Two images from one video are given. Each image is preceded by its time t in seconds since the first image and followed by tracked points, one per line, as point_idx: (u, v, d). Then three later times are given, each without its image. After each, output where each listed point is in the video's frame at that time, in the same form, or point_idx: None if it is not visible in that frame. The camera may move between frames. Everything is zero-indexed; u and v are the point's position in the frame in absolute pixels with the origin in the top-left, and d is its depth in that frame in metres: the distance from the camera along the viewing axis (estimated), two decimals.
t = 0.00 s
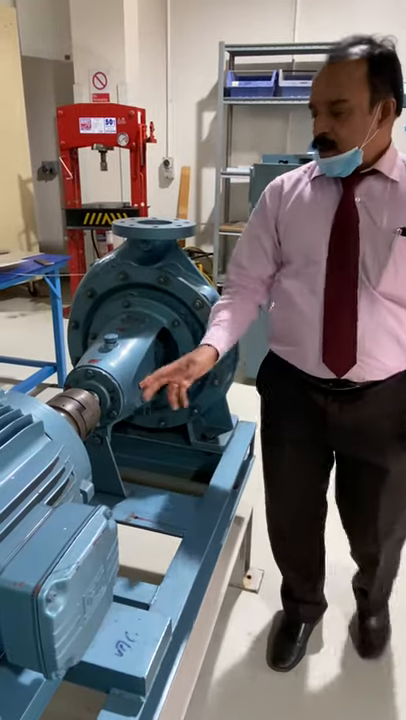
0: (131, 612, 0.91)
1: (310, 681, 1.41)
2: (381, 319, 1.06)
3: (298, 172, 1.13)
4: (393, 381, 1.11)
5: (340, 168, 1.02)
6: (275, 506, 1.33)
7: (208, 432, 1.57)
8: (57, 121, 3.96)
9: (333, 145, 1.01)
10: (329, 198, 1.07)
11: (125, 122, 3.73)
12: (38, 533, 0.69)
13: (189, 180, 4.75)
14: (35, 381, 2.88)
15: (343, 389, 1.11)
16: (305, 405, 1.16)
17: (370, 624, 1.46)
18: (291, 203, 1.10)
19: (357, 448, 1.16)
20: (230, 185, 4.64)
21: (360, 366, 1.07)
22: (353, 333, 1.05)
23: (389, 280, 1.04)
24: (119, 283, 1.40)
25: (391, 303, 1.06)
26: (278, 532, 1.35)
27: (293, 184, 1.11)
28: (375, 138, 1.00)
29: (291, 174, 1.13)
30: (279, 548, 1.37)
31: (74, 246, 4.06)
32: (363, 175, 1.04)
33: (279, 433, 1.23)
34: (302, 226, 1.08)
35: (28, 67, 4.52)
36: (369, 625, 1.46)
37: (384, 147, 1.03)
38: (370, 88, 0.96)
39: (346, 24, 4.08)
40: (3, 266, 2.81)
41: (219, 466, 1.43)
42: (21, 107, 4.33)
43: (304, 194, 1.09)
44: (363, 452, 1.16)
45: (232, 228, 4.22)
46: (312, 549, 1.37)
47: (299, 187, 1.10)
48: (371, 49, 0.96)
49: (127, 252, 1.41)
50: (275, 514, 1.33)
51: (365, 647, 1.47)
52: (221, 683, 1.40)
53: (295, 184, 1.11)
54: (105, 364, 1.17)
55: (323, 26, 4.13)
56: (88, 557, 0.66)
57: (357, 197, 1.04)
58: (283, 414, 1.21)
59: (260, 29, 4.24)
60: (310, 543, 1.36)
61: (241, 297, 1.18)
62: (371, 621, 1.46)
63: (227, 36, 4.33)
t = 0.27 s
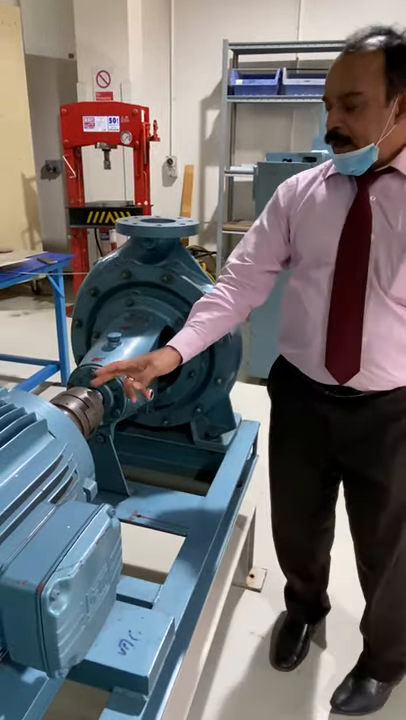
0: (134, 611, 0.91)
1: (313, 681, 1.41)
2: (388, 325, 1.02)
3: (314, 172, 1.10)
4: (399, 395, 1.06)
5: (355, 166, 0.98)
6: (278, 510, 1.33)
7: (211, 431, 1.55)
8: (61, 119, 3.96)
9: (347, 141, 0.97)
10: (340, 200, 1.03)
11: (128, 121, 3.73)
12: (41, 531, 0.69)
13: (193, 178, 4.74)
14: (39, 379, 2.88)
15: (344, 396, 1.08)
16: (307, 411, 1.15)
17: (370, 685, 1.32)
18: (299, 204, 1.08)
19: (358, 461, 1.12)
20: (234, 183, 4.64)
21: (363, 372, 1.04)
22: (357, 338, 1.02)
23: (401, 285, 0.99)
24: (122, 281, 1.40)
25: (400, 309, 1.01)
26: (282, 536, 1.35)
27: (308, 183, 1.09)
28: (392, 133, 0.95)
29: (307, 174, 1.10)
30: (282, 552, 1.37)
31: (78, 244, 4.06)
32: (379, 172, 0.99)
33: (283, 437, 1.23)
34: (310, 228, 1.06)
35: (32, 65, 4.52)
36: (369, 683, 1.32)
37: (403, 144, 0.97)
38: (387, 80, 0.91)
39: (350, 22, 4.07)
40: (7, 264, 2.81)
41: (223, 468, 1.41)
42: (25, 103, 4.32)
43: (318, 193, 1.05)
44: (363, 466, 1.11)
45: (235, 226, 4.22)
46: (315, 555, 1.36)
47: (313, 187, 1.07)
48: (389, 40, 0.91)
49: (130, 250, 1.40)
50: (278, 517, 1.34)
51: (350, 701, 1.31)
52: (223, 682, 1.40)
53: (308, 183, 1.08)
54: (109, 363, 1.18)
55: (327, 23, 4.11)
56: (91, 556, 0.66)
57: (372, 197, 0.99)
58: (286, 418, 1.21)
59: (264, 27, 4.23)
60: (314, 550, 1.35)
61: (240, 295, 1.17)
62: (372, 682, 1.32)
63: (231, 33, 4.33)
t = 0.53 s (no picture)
0: (137, 609, 0.91)
1: (316, 680, 1.41)
2: (394, 332, 1.00)
3: (344, 172, 1.08)
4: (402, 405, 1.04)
5: (376, 164, 0.96)
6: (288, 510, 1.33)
7: (214, 429, 1.56)
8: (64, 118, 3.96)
9: (368, 138, 0.95)
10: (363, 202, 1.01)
11: (132, 119, 3.73)
12: (45, 530, 0.69)
13: (196, 177, 4.74)
14: (42, 378, 2.89)
15: (350, 402, 1.08)
16: (316, 414, 1.15)
17: (371, 689, 1.32)
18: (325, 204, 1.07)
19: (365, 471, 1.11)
20: (237, 182, 4.63)
21: (366, 378, 1.03)
22: (360, 342, 1.01)
23: None
24: (125, 280, 1.40)
25: None
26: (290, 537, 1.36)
27: (335, 184, 1.07)
28: None
29: (336, 174, 1.08)
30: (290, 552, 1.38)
31: (81, 243, 4.07)
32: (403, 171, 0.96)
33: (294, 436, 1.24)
34: (331, 227, 1.05)
35: (36, 64, 4.52)
36: (369, 686, 1.32)
37: None
38: None
39: (354, 20, 4.05)
40: (10, 263, 2.82)
41: (225, 467, 1.41)
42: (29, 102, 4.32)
43: (343, 195, 1.04)
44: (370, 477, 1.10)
45: (238, 225, 4.21)
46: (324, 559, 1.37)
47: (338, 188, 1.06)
48: None
49: (133, 249, 1.40)
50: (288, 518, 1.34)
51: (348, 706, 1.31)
52: (226, 681, 1.40)
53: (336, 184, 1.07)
54: (112, 362, 1.18)
55: (331, 21, 4.10)
56: (94, 554, 0.66)
57: (394, 197, 0.96)
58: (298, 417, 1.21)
59: (268, 25, 4.22)
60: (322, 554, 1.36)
61: (264, 293, 1.17)
62: (372, 688, 1.32)
63: (235, 32, 4.32)
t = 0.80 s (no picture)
0: (138, 608, 0.91)
1: (317, 681, 1.41)
2: (390, 339, 1.01)
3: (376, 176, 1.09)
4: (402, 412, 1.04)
5: (399, 166, 0.98)
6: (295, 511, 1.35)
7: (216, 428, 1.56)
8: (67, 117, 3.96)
9: (388, 142, 0.97)
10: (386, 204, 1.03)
11: (135, 119, 3.73)
12: (46, 529, 0.69)
13: (198, 176, 4.74)
14: (45, 377, 2.89)
15: (357, 405, 1.08)
16: (325, 414, 1.16)
17: (373, 689, 1.31)
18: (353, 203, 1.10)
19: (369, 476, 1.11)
20: (240, 181, 4.63)
21: (361, 380, 1.05)
22: (357, 344, 1.04)
23: None
24: (128, 279, 1.40)
25: None
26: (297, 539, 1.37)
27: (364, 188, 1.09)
28: None
29: (368, 177, 1.09)
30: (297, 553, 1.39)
31: (83, 242, 4.07)
32: None
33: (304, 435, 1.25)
34: (355, 228, 1.07)
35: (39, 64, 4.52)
36: (371, 685, 1.31)
37: None
38: None
39: (356, 20, 4.05)
40: (13, 262, 2.82)
41: (227, 465, 1.42)
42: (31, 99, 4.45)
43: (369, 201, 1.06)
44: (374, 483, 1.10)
45: (241, 225, 4.21)
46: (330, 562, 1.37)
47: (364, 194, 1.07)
48: None
49: (136, 249, 1.40)
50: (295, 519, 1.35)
51: (348, 705, 1.31)
52: (227, 680, 1.40)
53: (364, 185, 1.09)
54: (115, 361, 1.17)
55: (335, 20, 4.09)
56: (96, 553, 0.66)
57: None
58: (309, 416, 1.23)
59: (271, 24, 4.22)
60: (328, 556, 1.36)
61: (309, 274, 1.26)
62: (374, 688, 1.31)
63: (238, 31, 4.31)
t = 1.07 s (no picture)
0: (140, 608, 0.91)
1: (318, 681, 1.41)
2: (384, 340, 1.06)
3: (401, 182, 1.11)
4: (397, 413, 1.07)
5: None
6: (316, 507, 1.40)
7: (218, 428, 1.56)
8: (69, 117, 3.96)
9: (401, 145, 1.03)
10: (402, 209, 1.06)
11: (137, 118, 3.73)
12: (47, 528, 0.69)
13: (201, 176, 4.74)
14: (47, 376, 2.89)
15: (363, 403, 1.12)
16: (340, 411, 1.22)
17: (374, 691, 1.31)
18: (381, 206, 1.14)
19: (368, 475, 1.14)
20: (242, 181, 4.64)
21: (358, 376, 1.12)
22: (354, 341, 1.11)
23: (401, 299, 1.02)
24: (130, 279, 1.40)
25: (400, 330, 1.04)
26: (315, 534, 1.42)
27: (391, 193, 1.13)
28: None
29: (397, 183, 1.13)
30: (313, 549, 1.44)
31: (85, 241, 4.08)
32: None
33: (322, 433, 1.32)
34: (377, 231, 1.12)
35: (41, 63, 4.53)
36: (372, 686, 1.31)
37: None
38: None
39: (359, 19, 4.04)
40: (15, 261, 2.82)
41: (228, 464, 1.42)
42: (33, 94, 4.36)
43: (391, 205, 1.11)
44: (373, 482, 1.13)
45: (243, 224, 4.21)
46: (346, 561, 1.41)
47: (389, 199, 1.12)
48: None
49: (138, 248, 1.40)
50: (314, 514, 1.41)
51: (349, 706, 1.31)
52: (228, 680, 1.40)
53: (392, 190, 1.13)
54: (117, 360, 1.17)
55: (338, 19, 4.08)
56: (97, 552, 0.66)
57: None
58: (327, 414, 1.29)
59: (274, 24, 4.21)
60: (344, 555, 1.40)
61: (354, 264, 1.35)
62: (375, 689, 1.31)
63: (240, 31, 4.31)
